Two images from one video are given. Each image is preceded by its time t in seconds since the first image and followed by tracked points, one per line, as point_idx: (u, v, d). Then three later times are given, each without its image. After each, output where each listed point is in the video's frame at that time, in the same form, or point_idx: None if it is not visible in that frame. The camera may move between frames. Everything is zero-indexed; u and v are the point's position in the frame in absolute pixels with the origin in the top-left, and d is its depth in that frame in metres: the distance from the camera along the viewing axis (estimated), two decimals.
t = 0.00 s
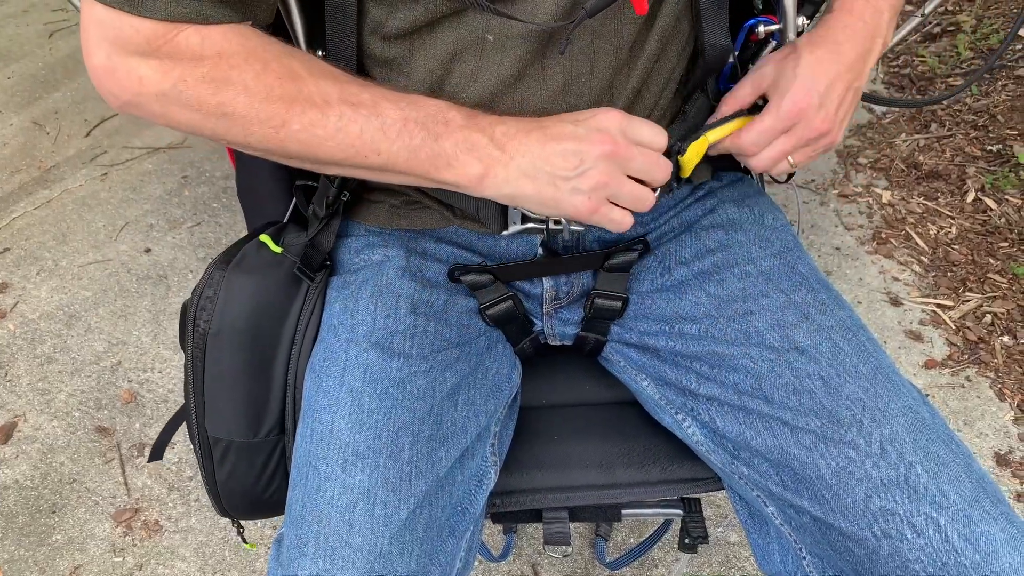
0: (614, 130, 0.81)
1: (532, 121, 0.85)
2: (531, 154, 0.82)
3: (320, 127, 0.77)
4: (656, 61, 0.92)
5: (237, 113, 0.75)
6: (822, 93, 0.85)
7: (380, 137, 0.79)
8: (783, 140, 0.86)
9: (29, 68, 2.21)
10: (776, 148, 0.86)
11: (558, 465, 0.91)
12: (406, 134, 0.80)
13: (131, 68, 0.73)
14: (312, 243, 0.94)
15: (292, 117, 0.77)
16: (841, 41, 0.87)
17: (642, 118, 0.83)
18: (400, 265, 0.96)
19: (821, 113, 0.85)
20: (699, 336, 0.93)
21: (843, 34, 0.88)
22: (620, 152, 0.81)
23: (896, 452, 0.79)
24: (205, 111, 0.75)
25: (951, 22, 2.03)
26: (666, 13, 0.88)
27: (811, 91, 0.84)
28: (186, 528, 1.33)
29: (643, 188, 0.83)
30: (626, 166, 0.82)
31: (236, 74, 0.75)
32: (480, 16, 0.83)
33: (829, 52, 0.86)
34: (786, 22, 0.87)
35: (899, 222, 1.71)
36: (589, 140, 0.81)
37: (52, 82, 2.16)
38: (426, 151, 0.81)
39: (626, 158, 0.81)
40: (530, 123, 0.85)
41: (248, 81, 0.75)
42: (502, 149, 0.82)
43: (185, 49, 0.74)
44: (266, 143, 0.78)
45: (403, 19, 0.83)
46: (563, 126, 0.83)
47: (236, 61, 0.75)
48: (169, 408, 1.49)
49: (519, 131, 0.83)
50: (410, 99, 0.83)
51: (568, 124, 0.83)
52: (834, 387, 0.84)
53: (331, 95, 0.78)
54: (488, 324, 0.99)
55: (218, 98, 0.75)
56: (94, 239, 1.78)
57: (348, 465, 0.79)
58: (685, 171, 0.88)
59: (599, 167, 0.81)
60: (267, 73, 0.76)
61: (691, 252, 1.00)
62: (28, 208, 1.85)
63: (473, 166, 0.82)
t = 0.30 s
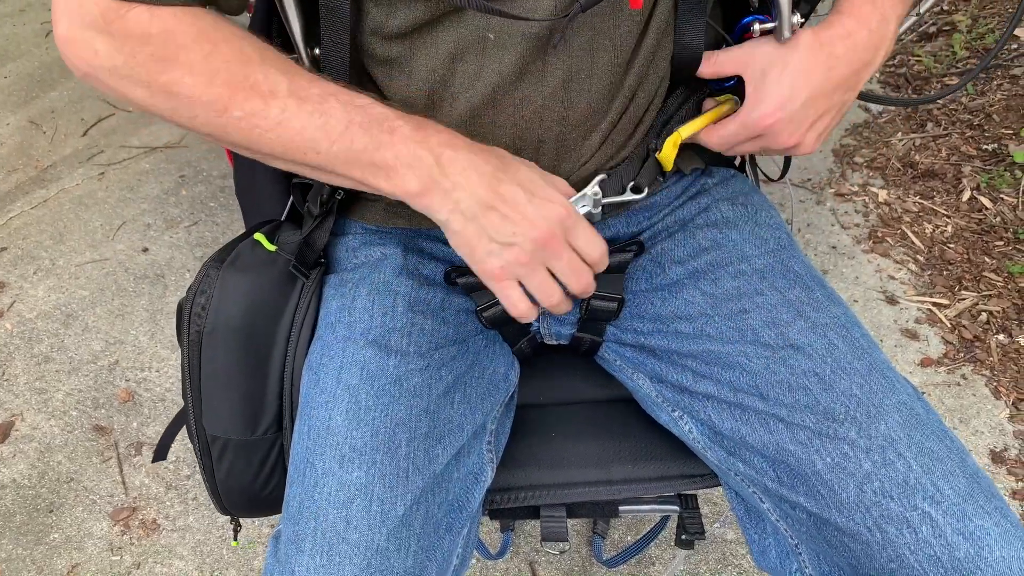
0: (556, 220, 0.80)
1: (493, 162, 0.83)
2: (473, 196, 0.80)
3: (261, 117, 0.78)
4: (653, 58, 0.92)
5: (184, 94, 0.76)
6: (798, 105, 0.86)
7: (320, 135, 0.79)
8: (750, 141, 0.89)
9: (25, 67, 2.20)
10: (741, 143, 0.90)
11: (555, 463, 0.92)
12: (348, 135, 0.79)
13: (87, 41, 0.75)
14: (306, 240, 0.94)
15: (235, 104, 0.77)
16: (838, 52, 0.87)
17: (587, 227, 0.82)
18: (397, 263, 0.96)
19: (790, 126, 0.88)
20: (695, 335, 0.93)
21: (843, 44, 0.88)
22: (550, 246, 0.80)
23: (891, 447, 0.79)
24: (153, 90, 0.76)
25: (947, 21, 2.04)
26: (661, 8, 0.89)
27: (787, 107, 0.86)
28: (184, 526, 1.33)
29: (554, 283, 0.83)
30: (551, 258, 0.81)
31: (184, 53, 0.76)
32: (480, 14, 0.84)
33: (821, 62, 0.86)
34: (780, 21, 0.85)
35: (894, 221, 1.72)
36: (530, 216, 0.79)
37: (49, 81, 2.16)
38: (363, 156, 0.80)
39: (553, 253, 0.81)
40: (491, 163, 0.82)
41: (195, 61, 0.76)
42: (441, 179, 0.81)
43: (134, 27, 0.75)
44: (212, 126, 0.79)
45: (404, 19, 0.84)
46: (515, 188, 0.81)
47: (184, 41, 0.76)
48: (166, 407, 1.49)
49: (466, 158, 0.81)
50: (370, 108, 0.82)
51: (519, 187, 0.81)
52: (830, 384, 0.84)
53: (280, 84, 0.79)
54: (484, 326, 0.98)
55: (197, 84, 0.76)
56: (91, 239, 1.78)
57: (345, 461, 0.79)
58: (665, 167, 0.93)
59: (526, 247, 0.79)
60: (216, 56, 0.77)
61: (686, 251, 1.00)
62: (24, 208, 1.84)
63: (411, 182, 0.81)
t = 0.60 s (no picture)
0: (543, 213, 0.79)
1: (475, 159, 0.81)
2: (457, 198, 0.80)
3: (249, 117, 0.76)
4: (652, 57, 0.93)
5: (178, 91, 0.75)
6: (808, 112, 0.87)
7: (307, 137, 0.77)
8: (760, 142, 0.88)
9: (25, 66, 2.20)
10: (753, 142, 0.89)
11: (555, 462, 0.92)
12: (332, 137, 0.78)
13: (89, 36, 0.74)
14: (304, 240, 0.94)
15: (226, 102, 0.76)
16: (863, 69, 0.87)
17: (582, 210, 0.81)
18: (397, 263, 0.96)
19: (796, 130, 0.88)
20: (696, 334, 0.94)
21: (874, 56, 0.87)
22: (541, 239, 0.79)
23: (893, 445, 0.80)
24: (150, 87, 0.76)
25: (946, 21, 2.04)
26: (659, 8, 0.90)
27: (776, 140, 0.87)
28: (185, 525, 1.33)
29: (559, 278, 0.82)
30: (546, 253, 0.80)
31: (174, 51, 0.74)
32: (477, 12, 0.84)
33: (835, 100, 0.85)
34: (783, 21, 0.85)
35: (894, 221, 1.72)
36: (513, 213, 0.79)
37: (48, 80, 2.16)
38: (350, 160, 0.79)
39: (547, 248, 0.80)
40: (473, 160, 0.81)
41: (184, 59, 0.74)
42: (426, 182, 0.80)
43: (130, 22, 0.73)
44: (203, 122, 0.77)
45: (399, 18, 0.84)
46: (498, 186, 0.80)
47: (174, 38, 0.74)
48: (166, 406, 1.49)
49: (448, 160, 0.80)
50: (356, 110, 0.80)
51: (504, 183, 0.80)
52: (831, 383, 0.84)
53: (268, 83, 0.77)
54: (485, 328, 0.98)
55: (198, 83, 0.75)
56: (91, 237, 1.78)
57: (346, 460, 0.80)
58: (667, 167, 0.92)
59: (517, 244, 0.79)
60: (205, 52, 0.75)
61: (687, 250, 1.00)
62: (24, 206, 1.84)
63: (395, 186, 0.80)
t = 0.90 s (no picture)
0: (654, 167, 0.83)
1: (567, 144, 0.86)
2: (569, 181, 0.83)
3: (357, 136, 0.79)
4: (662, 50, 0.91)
5: (276, 123, 0.77)
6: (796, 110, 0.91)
7: (419, 148, 0.80)
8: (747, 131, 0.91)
9: (24, 65, 2.20)
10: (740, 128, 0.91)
11: (557, 459, 0.92)
12: (444, 145, 0.81)
13: (168, 75, 0.74)
14: (316, 237, 0.93)
15: (330, 124, 0.77)
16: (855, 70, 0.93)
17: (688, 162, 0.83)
18: (402, 261, 0.96)
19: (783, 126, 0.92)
20: (698, 331, 0.94)
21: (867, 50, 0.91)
22: (659, 190, 0.82)
23: (895, 442, 0.80)
24: (244, 119, 0.76)
25: (945, 21, 2.05)
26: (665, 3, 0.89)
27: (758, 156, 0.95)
28: (185, 524, 1.34)
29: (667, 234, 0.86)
30: (662, 207, 0.83)
31: (274, 79, 0.76)
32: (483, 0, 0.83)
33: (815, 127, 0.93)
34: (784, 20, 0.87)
35: (893, 220, 1.72)
36: (631, 173, 0.83)
37: (48, 79, 2.16)
38: (464, 161, 0.82)
39: (665, 199, 0.83)
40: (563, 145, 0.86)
41: (286, 86, 0.76)
42: (538, 165, 0.83)
43: (220, 54, 0.75)
44: (305, 149, 0.79)
45: (405, 10, 0.83)
46: (604, 155, 0.85)
47: (271, 66, 0.76)
48: (166, 405, 1.49)
49: (552, 150, 0.85)
50: (458, 116, 0.84)
51: (608, 153, 0.85)
52: (834, 380, 0.85)
53: (371, 108, 0.80)
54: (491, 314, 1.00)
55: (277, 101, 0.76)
56: (91, 237, 1.78)
57: (350, 457, 0.80)
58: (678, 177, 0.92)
59: (638, 202, 0.82)
60: (304, 80, 0.77)
61: (688, 247, 0.99)
62: (24, 205, 1.84)
63: (511, 181, 0.83)
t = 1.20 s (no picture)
0: (576, 226, 0.80)
1: (495, 169, 0.82)
2: (490, 210, 0.80)
3: (288, 137, 0.78)
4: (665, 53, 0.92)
5: (215, 113, 0.77)
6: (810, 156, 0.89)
7: (343, 155, 0.79)
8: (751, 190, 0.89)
9: (22, 66, 2.20)
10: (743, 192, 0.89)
11: (556, 461, 0.92)
12: (369, 155, 0.79)
13: (125, 56, 0.76)
14: (306, 239, 0.94)
15: (261, 122, 0.78)
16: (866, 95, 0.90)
17: (613, 227, 0.81)
18: (401, 262, 0.96)
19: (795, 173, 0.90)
20: (698, 332, 0.94)
21: (880, 74, 0.88)
22: (574, 252, 0.80)
23: (896, 440, 0.81)
24: (184, 108, 0.78)
25: (942, 21, 2.05)
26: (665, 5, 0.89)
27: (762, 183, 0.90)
28: (183, 525, 1.34)
29: (590, 289, 0.83)
30: (579, 267, 0.81)
31: (213, 73, 0.77)
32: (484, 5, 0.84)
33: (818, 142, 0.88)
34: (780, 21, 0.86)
35: (890, 220, 1.73)
36: (548, 228, 0.80)
37: (45, 81, 2.16)
38: (383, 175, 0.80)
39: (581, 262, 0.80)
40: (490, 169, 0.82)
41: (224, 81, 0.77)
42: (466, 201, 0.80)
43: (168, 45, 0.76)
44: (242, 143, 0.80)
45: (407, 12, 0.84)
46: (528, 197, 0.80)
47: (215, 59, 0.77)
48: (165, 406, 1.49)
49: (481, 177, 0.81)
50: (399, 133, 0.81)
51: (535, 195, 0.81)
52: (834, 379, 0.85)
53: (304, 108, 0.78)
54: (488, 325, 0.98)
55: (223, 94, 0.77)
56: (89, 238, 1.78)
57: (352, 458, 0.80)
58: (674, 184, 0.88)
59: (550, 257, 0.80)
60: (245, 75, 0.77)
61: (686, 249, 1.00)
62: (22, 207, 1.84)
63: (432, 198, 0.81)
